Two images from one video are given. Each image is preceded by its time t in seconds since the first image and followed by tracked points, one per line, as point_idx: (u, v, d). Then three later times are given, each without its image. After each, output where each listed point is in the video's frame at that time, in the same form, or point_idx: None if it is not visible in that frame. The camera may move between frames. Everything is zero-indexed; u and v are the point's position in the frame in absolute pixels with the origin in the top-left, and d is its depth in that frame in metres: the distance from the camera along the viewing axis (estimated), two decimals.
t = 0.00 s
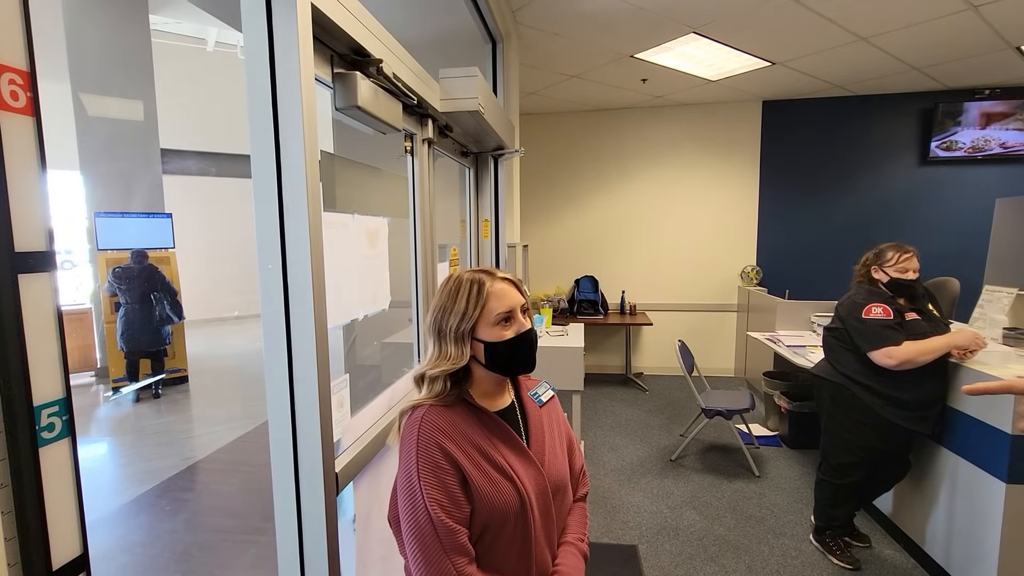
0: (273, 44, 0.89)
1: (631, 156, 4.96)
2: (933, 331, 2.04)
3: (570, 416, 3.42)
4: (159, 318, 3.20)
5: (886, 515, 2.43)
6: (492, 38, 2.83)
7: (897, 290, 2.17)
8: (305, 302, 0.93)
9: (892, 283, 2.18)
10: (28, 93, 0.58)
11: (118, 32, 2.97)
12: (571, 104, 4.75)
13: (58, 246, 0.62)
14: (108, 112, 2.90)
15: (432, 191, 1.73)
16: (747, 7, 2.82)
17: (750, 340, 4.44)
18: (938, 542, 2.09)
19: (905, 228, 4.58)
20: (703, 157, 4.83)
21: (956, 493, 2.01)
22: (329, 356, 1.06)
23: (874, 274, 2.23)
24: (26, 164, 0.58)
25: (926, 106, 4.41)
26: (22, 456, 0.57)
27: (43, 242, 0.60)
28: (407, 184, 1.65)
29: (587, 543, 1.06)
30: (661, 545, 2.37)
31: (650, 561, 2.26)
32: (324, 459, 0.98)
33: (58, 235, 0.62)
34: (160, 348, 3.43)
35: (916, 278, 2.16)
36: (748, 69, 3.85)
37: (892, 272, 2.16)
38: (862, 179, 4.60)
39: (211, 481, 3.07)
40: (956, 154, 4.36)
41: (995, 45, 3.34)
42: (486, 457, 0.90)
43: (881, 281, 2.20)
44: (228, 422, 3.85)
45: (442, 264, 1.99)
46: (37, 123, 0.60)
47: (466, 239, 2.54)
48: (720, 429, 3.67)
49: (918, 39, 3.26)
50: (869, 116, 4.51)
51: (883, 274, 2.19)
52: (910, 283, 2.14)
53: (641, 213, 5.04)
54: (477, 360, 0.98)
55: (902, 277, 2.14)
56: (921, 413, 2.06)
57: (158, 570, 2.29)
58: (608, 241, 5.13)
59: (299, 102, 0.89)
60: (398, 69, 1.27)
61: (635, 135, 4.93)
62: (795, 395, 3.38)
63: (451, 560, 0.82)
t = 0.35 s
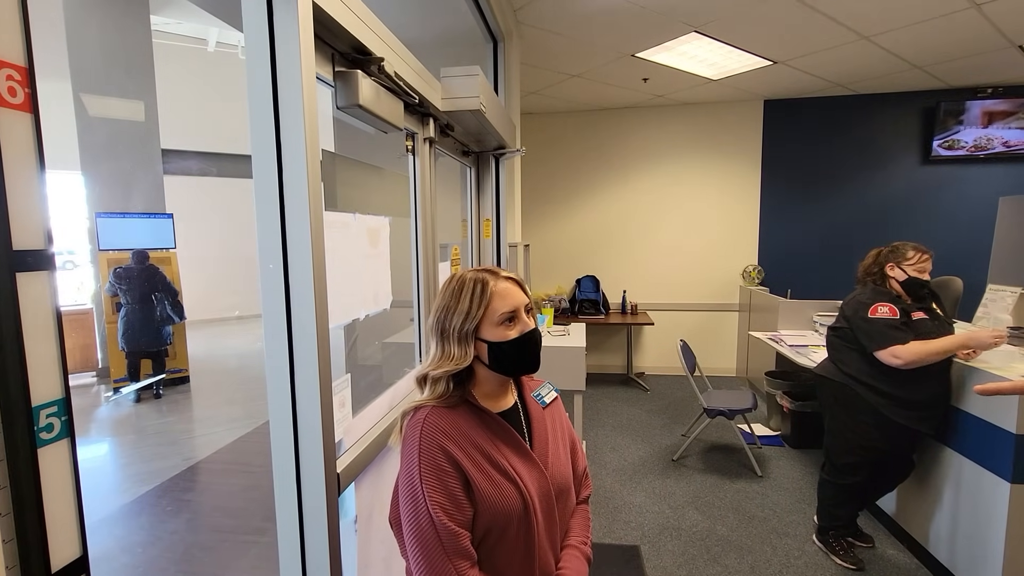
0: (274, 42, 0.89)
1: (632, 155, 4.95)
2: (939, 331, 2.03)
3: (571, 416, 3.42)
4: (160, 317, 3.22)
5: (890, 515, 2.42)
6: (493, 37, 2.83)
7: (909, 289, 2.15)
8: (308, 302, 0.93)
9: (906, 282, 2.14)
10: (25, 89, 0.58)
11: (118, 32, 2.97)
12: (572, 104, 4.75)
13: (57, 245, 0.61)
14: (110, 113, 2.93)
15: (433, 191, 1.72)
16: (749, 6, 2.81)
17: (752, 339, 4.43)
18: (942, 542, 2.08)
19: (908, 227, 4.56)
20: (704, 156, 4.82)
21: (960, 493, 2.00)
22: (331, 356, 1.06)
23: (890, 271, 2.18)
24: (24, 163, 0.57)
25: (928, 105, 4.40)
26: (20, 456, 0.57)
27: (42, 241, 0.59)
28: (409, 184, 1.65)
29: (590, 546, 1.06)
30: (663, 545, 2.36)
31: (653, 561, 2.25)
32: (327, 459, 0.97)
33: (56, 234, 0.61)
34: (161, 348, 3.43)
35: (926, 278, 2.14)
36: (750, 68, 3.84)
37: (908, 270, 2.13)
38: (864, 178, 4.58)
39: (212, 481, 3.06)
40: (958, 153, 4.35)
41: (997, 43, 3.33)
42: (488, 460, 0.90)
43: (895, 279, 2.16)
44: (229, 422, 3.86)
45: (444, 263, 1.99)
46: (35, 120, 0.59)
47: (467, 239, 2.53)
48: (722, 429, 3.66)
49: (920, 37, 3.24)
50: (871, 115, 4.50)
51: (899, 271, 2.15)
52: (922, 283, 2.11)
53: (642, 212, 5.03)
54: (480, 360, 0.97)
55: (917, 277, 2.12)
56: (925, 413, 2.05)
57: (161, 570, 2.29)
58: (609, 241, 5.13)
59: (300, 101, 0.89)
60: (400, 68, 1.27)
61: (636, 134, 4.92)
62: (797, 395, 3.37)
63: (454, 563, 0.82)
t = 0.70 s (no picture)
0: (278, 43, 0.89)
1: (634, 156, 4.95)
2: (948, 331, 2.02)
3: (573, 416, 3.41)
4: (162, 318, 3.25)
5: (893, 516, 2.42)
6: (495, 37, 2.83)
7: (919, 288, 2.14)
8: (312, 303, 0.93)
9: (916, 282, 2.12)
10: (32, 90, 0.58)
11: (121, 33, 2.97)
12: (574, 104, 4.75)
13: (64, 245, 0.62)
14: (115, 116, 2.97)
15: (435, 191, 1.73)
16: (752, 6, 2.81)
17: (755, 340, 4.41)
18: (945, 543, 2.07)
19: (911, 227, 4.55)
20: (706, 157, 4.82)
21: (964, 494, 2.00)
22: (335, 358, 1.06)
23: (898, 270, 2.16)
24: (32, 164, 0.58)
25: (931, 105, 4.38)
26: (28, 455, 0.57)
27: (49, 242, 0.60)
28: (412, 184, 1.64)
29: (592, 549, 1.06)
30: (666, 545, 2.36)
31: (655, 562, 2.25)
32: (330, 460, 0.97)
33: (63, 235, 0.62)
34: (164, 349, 3.45)
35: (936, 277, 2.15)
36: (752, 68, 3.84)
37: (919, 268, 2.12)
38: (867, 179, 4.57)
39: (215, 482, 3.07)
40: (961, 153, 4.33)
41: (1001, 42, 3.32)
42: (491, 462, 0.90)
43: (905, 279, 2.15)
44: (232, 422, 3.86)
45: (446, 264, 1.99)
46: (42, 121, 0.60)
47: (469, 239, 2.53)
48: (724, 430, 3.66)
49: (924, 37, 3.23)
50: (874, 115, 4.49)
51: (909, 270, 2.14)
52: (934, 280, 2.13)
53: (644, 213, 5.03)
54: (483, 361, 0.97)
55: (927, 276, 2.10)
56: (929, 415, 2.05)
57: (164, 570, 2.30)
58: (611, 241, 5.13)
59: (304, 102, 0.89)
60: (402, 68, 1.27)
61: (638, 135, 4.92)
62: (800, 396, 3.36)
63: (455, 566, 0.82)
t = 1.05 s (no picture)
0: (280, 41, 0.89)
1: (636, 155, 4.95)
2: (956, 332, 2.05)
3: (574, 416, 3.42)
4: (164, 318, 3.30)
5: (895, 516, 2.41)
6: (496, 37, 2.83)
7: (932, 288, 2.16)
8: (314, 303, 0.93)
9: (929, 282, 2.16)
10: (37, 88, 0.58)
11: (122, 33, 2.97)
12: (575, 103, 4.75)
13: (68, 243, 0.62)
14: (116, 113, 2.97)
15: (437, 190, 1.73)
16: (753, 6, 2.81)
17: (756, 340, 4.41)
18: (947, 543, 2.07)
19: (912, 227, 4.54)
20: (708, 156, 4.81)
21: (966, 495, 1.99)
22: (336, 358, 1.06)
23: (914, 270, 2.17)
24: (37, 162, 0.58)
25: (933, 104, 4.38)
26: (33, 453, 0.57)
27: (53, 240, 0.60)
28: (413, 184, 1.65)
29: (592, 548, 1.06)
30: (667, 545, 2.36)
31: (656, 561, 2.25)
32: (332, 459, 0.97)
33: (68, 233, 0.62)
34: (166, 348, 3.46)
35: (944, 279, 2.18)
36: (753, 67, 3.83)
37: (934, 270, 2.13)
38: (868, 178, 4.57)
39: (215, 481, 3.07)
40: (963, 153, 4.32)
41: (1003, 42, 3.31)
42: (490, 462, 0.90)
43: (920, 280, 2.15)
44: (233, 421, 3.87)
45: (448, 264, 1.99)
46: (47, 119, 0.60)
47: (470, 239, 2.53)
48: (725, 429, 3.65)
49: (925, 36, 3.23)
50: (875, 115, 4.48)
51: (925, 272, 2.14)
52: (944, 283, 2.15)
53: (646, 212, 5.02)
54: (483, 360, 0.97)
55: (940, 277, 2.14)
56: (931, 416, 2.05)
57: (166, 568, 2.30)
58: (612, 241, 5.12)
59: (306, 101, 0.89)
60: (404, 67, 1.27)
61: (638, 134, 4.91)
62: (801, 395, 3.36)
63: (455, 566, 0.82)
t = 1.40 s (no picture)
0: (281, 40, 0.89)
1: (637, 155, 4.95)
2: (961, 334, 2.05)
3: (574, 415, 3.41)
4: (166, 318, 3.25)
5: (897, 517, 2.41)
6: (498, 37, 2.84)
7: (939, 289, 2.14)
8: (316, 303, 0.93)
9: (938, 283, 2.13)
10: (42, 88, 0.59)
11: (125, 34, 2.98)
12: (576, 103, 4.75)
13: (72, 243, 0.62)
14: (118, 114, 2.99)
15: (438, 189, 1.73)
16: (755, 6, 2.81)
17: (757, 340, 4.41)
18: (949, 544, 2.07)
19: (914, 227, 4.54)
20: (709, 156, 4.81)
21: (968, 495, 1.99)
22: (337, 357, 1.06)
23: (923, 270, 2.14)
24: (40, 161, 0.58)
25: (935, 104, 4.37)
26: (37, 452, 0.57)
27: (57, 240, 0.60)
28: (415, 184, 1.66)
29: (592, 549, 1.06)
30: (668, 545, 2.36)
31: (657, 561, 2.25)
32: (334, 459, 0.98)
33: (72, 233, 0.62)
34: (167, 347, 3.48)
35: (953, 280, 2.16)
36: (755, 67, 3.83)
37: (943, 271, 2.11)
38: (870, 178, 4.57)
39: (217, 480, 3.07)
40: (965, 153, 4.32)
41: (1005, 42, 3.31)
42: (490, 462, 0.90)
43: (928, 280, 2.13)
44: (234, 420, 3.88)
45: (449, 263, 2.00)
46: (51, 118, 0.60)
47: (471, 238, 2.53)
48: (726, 429, 3.65)
49: (927, 36, 3.22)
50: (876, 115, 4.48)
51: (934, 273, 2.12)
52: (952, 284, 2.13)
53: (647, 212, 5.02)
54: (484, 361, 0.97)
55: (949, 278, 2.11)
56: (933, 418, 2.04)
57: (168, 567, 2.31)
58: (613, 241, 5.12)
59: (308, 101, 0.89)
60: (406, 67, 1.27)
61: (640, 134, 4.91)
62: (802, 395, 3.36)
63: (455, 567, 0.82)
